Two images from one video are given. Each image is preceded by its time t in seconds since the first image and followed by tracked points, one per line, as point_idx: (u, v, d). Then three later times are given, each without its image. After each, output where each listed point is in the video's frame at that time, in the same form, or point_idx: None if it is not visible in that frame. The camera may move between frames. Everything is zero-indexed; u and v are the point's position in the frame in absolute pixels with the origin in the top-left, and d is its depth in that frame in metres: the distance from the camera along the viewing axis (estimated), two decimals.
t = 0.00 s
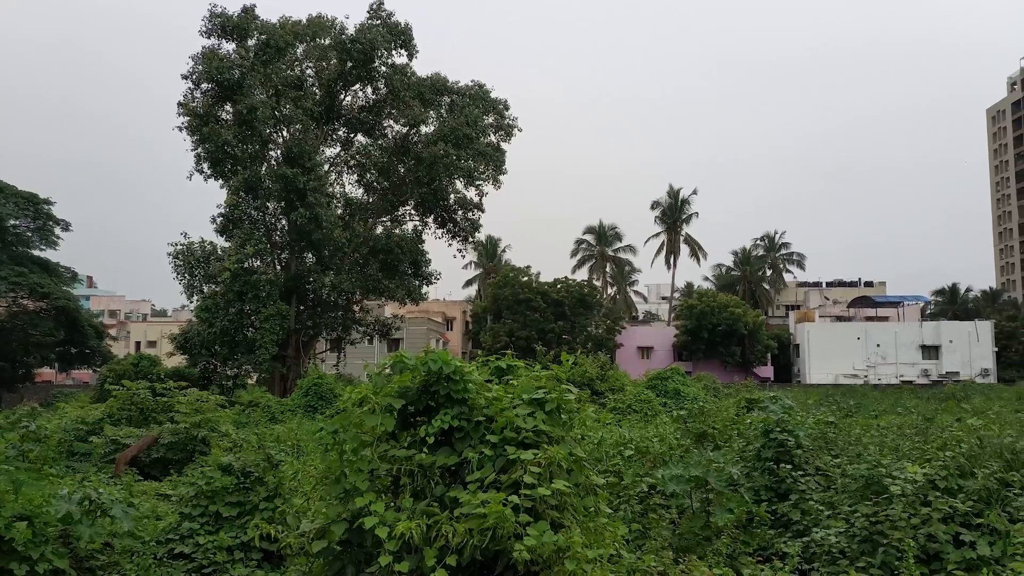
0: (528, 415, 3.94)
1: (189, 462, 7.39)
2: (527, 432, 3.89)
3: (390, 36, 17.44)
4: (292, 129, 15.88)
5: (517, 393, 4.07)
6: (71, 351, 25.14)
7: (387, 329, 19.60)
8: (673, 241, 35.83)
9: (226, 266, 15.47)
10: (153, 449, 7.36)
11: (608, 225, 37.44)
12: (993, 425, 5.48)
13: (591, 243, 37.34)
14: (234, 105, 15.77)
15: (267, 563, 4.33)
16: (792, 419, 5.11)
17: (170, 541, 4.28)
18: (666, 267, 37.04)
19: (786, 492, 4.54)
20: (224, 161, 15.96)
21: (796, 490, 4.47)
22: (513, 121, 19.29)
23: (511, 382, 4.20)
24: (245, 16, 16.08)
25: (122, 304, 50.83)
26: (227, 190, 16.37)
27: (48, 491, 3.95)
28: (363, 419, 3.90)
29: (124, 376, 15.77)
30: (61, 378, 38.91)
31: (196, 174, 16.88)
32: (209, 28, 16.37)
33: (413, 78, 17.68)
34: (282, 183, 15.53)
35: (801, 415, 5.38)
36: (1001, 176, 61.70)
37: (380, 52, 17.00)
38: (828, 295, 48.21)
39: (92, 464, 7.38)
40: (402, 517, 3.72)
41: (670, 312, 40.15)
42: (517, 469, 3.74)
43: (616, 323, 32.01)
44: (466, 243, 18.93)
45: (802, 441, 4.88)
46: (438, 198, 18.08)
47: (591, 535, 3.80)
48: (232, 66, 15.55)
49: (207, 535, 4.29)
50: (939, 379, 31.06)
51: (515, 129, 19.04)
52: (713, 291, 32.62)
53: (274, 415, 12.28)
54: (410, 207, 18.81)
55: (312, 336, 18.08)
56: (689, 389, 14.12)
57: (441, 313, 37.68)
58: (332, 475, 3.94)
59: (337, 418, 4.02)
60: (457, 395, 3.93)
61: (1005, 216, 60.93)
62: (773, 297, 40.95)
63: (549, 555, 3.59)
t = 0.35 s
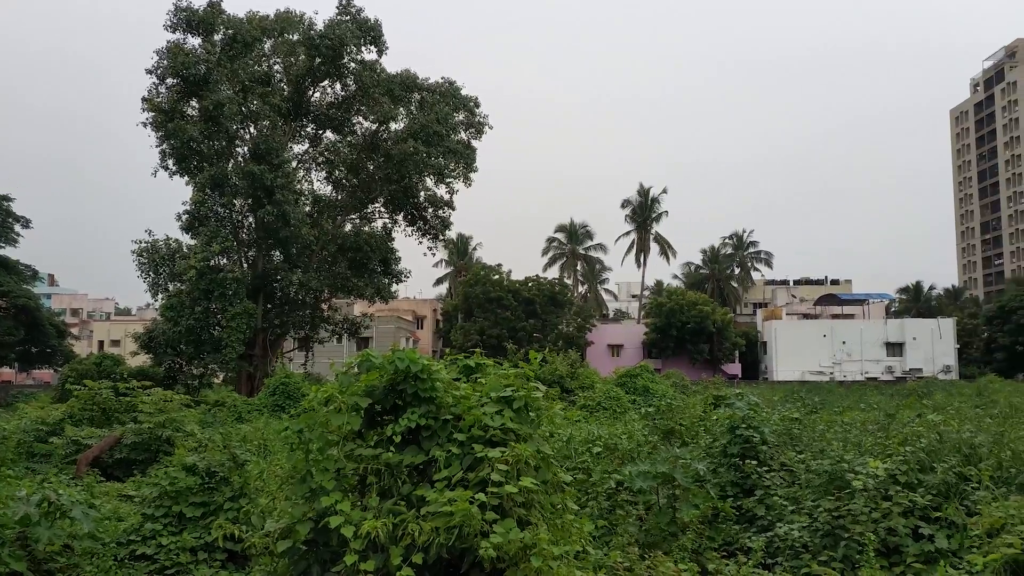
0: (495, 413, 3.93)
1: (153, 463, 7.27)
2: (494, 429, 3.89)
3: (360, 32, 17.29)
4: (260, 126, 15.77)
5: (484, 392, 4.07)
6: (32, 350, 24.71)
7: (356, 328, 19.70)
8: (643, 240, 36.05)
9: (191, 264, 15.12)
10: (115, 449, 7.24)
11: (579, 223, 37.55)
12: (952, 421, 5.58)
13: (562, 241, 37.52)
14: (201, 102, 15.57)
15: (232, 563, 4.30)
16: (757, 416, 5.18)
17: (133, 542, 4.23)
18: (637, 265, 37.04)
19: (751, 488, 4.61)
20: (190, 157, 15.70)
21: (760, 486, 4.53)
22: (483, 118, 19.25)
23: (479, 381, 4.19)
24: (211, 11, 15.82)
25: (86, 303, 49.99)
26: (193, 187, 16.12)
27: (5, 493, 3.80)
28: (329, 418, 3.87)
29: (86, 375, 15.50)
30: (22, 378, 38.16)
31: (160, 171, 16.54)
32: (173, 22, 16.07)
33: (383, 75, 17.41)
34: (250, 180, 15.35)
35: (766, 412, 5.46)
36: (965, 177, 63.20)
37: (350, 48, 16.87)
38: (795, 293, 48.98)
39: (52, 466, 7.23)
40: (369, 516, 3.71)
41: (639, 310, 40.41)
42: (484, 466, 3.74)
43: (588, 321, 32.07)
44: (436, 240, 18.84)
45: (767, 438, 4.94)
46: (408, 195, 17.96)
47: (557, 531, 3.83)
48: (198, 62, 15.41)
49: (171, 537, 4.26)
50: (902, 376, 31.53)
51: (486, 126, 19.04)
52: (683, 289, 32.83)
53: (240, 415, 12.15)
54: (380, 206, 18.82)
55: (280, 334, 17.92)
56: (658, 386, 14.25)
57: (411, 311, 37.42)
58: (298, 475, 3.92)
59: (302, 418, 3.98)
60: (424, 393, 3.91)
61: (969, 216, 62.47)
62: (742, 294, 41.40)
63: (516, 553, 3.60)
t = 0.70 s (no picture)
0: (466, 411, 3.93)
1: (120, 462, 7.20)
2: (466, 427, 3.90)
3: (332, 27, 17.20)
4: (230, 121, 15.59)
5: (456, 389, 4.07)
6: None
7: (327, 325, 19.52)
8: (617, 238, 36.18)
9: (160, 260, 15.05)
10: (81, 449, 7.13)
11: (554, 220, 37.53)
12: (917, 416, 5.68)
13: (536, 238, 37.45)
14: (169, 96, 15.34)
15: (199, 563, 4.28)
16: (727, 412, 5.26)
17: (100, 542, 4.18)
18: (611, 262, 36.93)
19: (721, 483, 4.65)
20: (158, 152, 15.52)
21: (731, 481, 4.57)
22: (456, 114, 19.24)
23: (451, 379, 4.18)
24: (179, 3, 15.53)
25: (52, 300, 49.24)
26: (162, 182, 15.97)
27: None
28: (298, 416, 3.86)
29: (52, 373, 15.26)
30: None
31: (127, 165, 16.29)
32: (141, 13, 15.76)
33: (355, 70, 17.35)
34: (218, 176, 15.14)
35: (736, 408, 5.54)
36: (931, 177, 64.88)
37: (321, 43, 16.73)
38: (767, 291, 49.68)
39: (16, 466, 7.09)
40: (339, 514, 3.70)
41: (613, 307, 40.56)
42: (455, 464, 3.74)
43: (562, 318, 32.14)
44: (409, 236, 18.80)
45: (737, 434, 5.01)
46: (380, 190, 17.72)
47: (529, 528, 3.83)
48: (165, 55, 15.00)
49: (138, 537, 4.21)
50: (871, 372, 31.96)
51: (459, 122, 19.02)
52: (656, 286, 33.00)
53: (209, 412, 12.00)
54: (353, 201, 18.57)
55: (251, 332, 17.73)
56: (631, 383, 14.34)
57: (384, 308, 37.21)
58: (267, 473, 3.89)
59: (272, 415, 3.97)
60: (395, 391, 3.90)
61: (936, 214, 63.95)
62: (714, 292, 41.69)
63: (487, 550, 3.59)
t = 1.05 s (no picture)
0: (431, 409, 3.90)
1: (78, 460, 7.08)
2: (430, 426, 3.88)
3: (300, 22, 17.06)
4: (195, 114, 15.28)
5: (420, 388, 4.05)
6: None
7: (294, 323, 19.25)
8: (586, 237, 36.30)
9: (121, 255, 14.72)
10: (36, 448, 7.00)
11: (523, 218, 37.44)
12: (877, 415, 5.78)
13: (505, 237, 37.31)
14: (131, 88, 15.04)
15: (158, 564, 4.24)
16: (691, 410, 5.32)
17: (53, 543, 4.10)
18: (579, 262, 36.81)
19: (685, 481, 4.69)
20: (121, 146, 15.26)
21: (694, 479, 4.62)
22: (426, 111, 19.05)
23: (416, 377, 4.16)
24: None
25: (9, 296, 48.23)
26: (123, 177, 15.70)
27: None
28: (260, 415, 3.81)
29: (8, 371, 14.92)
30: None
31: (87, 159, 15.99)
32: (104, 5, 15.46)
33: (323, 66, 17.08)
34: (182, 171, 14.88)
35: (700, 406, 5.58)
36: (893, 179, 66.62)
37: (288, 37, 16.59)
38: (733, 291, 50.43)
39: None
40: (300, 514, 3.67)
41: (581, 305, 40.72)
42: (418, 463, 3.73)
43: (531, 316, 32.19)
44: (377, 234, 18.61)
45: (700, 432, 5.07)
46: (347, 187, 17.58)
47: (492, 528, 3.83)
48: (129, 47, 14.81)
49: (93, 538, 4.15)
50: (833, 371, 32.45)
51: (429, 119, 18.90)
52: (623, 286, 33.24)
53: (171, 410, 11.83)
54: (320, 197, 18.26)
55: (214, 329, 17.51)
56: (598, 381, 14.42)
57: (351, 306, 36.87)
58: (227, 472, 3.84)
59: (233, 414, 3.93)
60: (359, 390, 3.86)
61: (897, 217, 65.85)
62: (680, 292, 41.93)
63: (449, 550, 3.58)
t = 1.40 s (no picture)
0: (388, 410, 3.88)
1: (23, 463, 6.94)
2: (386, 426, 3.84)
3: (260, 17, 16.81)
4: (151, 109, 15.06)
5: (377, 388, 4.02)
6: None
7: (250, 322, 18.88)
8: (548, 237, 36.39)
9: (73, 251, 14.34)
10: None
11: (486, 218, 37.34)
12: (829, 415, 5.91)
13: (468, 236, 37.17)
14: (84, 81, 14.64)
15: (105, 568, 4.20)
16: (649, 410, 5.36)
17: None
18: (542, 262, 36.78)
19: (642, 480, 4.72)
20: (73, 139, 14.86)
21: (651, 478, 4.65)
22: (387, 109, 18.98)
23: (373, 377, 4.13)
24: None
25: None
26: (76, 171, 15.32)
27: None
28: (212, 415, 3.75)
29: None
30: None
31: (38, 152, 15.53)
32: None
33: (283, 61, 16.93)
34: (137, 166, 14.59)
35: (657, 406, 5.64)
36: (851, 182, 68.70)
37: (248, 32, 16.38)
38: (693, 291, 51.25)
39: None
40: (253, 516, 3.61)
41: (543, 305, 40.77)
42: (374, 464, 3.70)
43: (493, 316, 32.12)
44: (337, 232, 18.43)
45: (658, 431, 5.12)
46: (307, 183, 17.25)
47: (449, 528, 3.82)
48: (82, 39, 14.36)
49: (39, 541, 4.09)
50: (790, 372, 33.02)
51: (391, 117, 18.80)
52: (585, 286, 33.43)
53: (123, 410, 11.62)
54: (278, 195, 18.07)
55: (168, 327, 17.18)
56: (560, 380, 14.51)
57: (310, 305, 36.42)
58: (178, 474, 3.78)
59: (184, 414, 3.85)
60: (314, 390, 3.83)
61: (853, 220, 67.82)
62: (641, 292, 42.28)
63: (405, 551, 3.56)
